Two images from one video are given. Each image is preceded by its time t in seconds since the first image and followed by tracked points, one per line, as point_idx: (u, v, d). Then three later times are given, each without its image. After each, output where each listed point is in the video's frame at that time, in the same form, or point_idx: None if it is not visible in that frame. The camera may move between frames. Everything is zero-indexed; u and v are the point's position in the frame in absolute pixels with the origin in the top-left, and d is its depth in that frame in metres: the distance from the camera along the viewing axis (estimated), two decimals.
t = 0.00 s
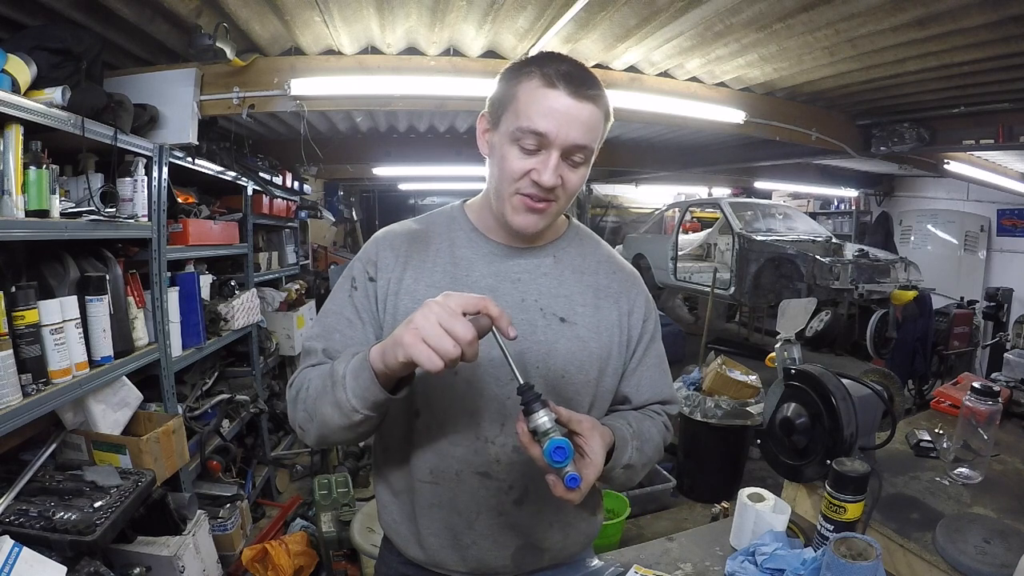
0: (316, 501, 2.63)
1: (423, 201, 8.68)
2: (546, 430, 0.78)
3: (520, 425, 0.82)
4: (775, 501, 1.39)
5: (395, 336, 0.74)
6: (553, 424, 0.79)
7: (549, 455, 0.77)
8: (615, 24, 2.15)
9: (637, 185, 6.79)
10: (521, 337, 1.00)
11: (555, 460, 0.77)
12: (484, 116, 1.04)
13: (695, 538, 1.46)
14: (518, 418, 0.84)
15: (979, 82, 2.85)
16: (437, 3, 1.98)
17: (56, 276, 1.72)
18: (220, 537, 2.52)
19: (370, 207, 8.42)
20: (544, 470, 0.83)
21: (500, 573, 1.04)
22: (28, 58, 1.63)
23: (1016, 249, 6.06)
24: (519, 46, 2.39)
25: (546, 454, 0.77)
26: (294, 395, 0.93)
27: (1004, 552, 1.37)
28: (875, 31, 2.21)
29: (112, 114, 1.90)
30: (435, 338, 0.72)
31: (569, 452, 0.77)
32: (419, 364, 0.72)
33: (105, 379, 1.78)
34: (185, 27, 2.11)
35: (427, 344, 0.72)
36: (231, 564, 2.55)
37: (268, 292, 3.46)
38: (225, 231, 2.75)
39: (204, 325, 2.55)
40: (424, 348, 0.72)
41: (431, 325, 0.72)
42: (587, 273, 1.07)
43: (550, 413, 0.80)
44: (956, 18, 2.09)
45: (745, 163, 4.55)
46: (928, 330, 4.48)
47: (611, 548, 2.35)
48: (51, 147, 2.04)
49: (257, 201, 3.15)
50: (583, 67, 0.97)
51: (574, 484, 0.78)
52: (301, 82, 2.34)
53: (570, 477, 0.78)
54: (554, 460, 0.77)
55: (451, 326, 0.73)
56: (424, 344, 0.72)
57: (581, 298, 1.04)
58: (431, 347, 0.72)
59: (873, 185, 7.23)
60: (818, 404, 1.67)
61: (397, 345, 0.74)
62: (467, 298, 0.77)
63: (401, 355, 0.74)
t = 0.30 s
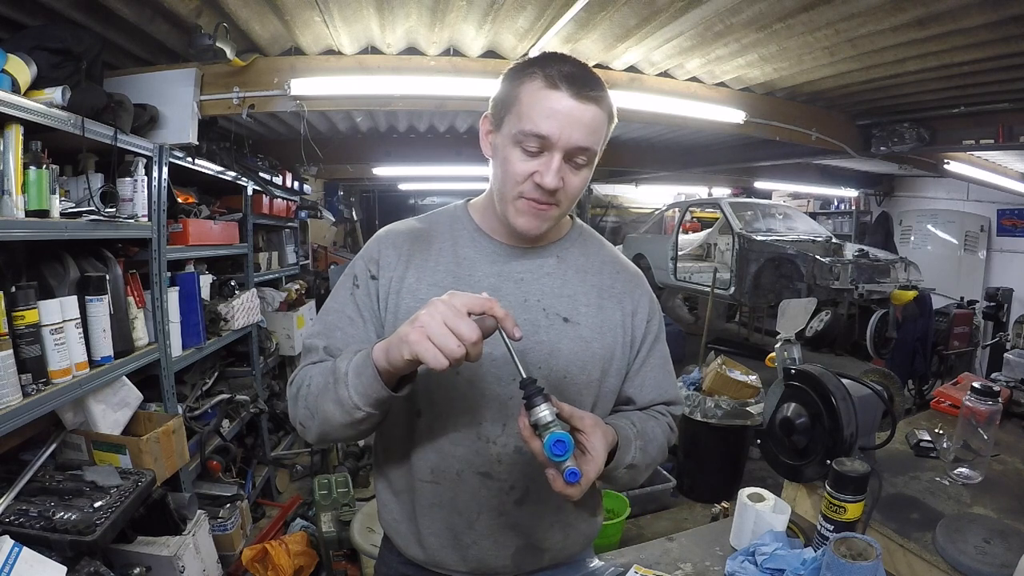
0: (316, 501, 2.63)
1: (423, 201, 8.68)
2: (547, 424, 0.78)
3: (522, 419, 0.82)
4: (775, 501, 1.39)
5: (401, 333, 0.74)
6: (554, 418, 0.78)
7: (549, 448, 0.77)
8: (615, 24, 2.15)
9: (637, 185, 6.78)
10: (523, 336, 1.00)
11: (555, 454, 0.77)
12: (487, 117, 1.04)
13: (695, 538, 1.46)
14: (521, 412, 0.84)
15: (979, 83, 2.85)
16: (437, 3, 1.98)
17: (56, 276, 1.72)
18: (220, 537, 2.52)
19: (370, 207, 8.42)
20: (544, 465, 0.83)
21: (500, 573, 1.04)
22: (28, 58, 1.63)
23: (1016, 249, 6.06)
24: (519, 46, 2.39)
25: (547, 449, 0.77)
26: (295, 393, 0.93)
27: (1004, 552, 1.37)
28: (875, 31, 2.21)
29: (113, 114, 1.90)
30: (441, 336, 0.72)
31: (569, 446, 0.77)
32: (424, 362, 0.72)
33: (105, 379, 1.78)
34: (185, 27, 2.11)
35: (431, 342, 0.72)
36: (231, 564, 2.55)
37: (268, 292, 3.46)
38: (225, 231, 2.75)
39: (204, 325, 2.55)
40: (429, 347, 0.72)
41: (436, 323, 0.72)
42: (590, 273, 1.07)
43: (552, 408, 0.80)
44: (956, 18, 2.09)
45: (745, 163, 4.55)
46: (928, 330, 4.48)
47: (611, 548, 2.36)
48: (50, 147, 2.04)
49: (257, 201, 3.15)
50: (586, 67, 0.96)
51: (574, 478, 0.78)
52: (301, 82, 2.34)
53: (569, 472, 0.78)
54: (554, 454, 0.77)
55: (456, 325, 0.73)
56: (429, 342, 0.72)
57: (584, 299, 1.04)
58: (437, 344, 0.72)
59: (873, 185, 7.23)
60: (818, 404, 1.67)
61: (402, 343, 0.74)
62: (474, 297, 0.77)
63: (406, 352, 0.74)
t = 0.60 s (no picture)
0: (316, 501, 2.63)
1: (423, 201, 8.68)
2: (548, 428, 0.78)
3: (522, 425, 0.82)
4: (775, 502, 1.39)
5: (413, 341, 0.75)
6: (555, 422, 0.79)
7: (551, 452, 0.77)
8: (615, 24, 2.15)
9: (637, 185, 6.78)
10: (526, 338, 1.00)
11: (557, 458, 0.77)
12: (492, 117, 1.04)
13: (695, 538, 1.46)
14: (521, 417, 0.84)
15: (979, 83, 2.85)
16: (437, 3, 1.98)
17: (56, 276, 1.72)
18: (220, 537, 2.52)
19: (370, 207, 8.43)
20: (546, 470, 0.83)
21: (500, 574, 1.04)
22: (28, 58, 1.63)
23: (1016, 249, 6.06)
24: (519, 46, 2.39)
25: (548, 454, 0.77)
26: (300, 396, 0.92)
27: (1004, 552, 1.37)
28: (875, 31, 2.21)
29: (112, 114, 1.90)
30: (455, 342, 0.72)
31: (571, 450, 0.78)
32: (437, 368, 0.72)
33: (105, 379, 1.78)
34: (185, 27, 2.11)
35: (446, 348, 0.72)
36: (231, 564, 2.55)
37: (268, 292, 3.46)
38: (225, 231, 2.75)
39: (204, 325, 2.55)
40: (443, 353, 0.72)
41: (449, 330, 0.72)
42: (594, 275, 1.07)
43: (553, 411, 0.80)
44: (956, 18, 2.09)
45: (745, 163, 4.55)
46: (928, 330, 4.49)
47: (611, 548, 2.36)
48: (50, 147, 2.04)
49: (257, 201, 3.15)
50: (593, 70, 0.96)
51: (577, 483, 0.78)
52: (301, 82, 2.34)
53: (572, 477, 0.78)
54: (556, 458, 0.77)
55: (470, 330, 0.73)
56: (442, 349, 0.72)
57: (588, 301, 1.04)
58: (450, 350, 0.72)
59: (873, 185, 7.24)
60: (818, 404, 1.67)
61: (414, 350, 0.74)
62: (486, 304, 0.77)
63: (419, 359, 0.74)
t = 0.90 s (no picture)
0: (316, 501, 2.63)
1: (423, 201, 8.67)
2: (551, 437, 0.77)
3: (525, 431, 0.81)
4: (775, 502, 1.38)
5: (425, 389, 0.74)
6: (558, 431, 0.78)
7: (553, 463, 0.76)
8: (615, 24, 2.15)
9: (637, 185, 6.78)
10: (527, 340, 1.00)
11: (560, 468, 0.76)
12: (495, 115, 1.04)
13: (696, 538, 1.46)
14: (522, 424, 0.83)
15: (979, 83, 2.85)
16: (437, 3, 1.98)
17: (56, 277, 1.72)
18: (220, 537, 2.52)
19: (370, 207, 8.43)
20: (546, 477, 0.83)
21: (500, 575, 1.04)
22: (28, 58, 1.63)
23: (1016, 249, 6.06)
24: (519, 46, 2.39)
25: (551, 464, 0.76)
26: (303, 404, 0.92)
27: (1004, 552, 1.37)
28: (875, 31, 2.21)
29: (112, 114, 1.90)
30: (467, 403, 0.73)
31: (573, 460, 0.77)
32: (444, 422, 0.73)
33: (105, 380, 1.78)
34: (185, 27, 2.11)
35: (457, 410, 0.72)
36: (231, 564, 2.55)
37: (268, 292, 3.47)
38: (225, 231, 2.75)
39: (204, 325, 2.55)
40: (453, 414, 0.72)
41: (465, 390, 0.73)
42: (595, 276, 1.07)
43: (556, 422, 0.79)
44: (956, 18, 2.09)
45: (745, 163, 4.55)
46: (928, 330, 4.49)
47: (611, 548, 2.36)
48: (50, 147, 2.04)
49: (257, 201, 3.15)
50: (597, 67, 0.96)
51: (578, 493, 0.78)
52: (301, 82, 2.34)
53: (573, 486, 0.78)
54: (559, 469, 0.76)
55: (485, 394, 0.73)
56: (452, 408, 0.73)
57: (589, 302, 1.04)
58: (460, 413, 0.72)
59: (873, 185, 7.24)
60: (818, 404, 1.67)
61: (424, 402, 0.74)
62: (505, 369, 0.76)
63: (428, 413, 0.74)
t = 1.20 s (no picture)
0: (316, 501, 2.63)
1: (423, 201, 8.67)
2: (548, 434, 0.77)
3: (523, 428, 0.82)
4: (775, 502, 1.39)
5: (419, 379, 0.75)
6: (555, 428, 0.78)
7: (548, 460, 0.76)
8: (615, 24, 2.15)
9: (637, 185, 6.78)
10: (526, 340, 1.00)
11: (555, 465, 0.76)
12: (494, 115, 1.04)
13: (696, 538, 1.46)
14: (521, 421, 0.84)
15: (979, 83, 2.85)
16: (437, 3, 1.98)
17: (56, 276, 1.72)
18: (220, 537, 2.52)
19: (370, 207, 8.43)
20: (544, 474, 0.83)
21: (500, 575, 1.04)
22: (28, 58, 1.63)
23: (1016, 249, 6.06)
24: (519, 46, 2.39)
25: (546, 460, 0.77)
26: (302, 404, 0.92)
27: (1004, 552, 1.37)
28: (875, 31, 2.21)
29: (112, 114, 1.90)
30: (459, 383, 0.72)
31: (569, 457, 0.76)
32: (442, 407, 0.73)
33: (105, 379, 1.78)
34: (185, 27, 2.11)
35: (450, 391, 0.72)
36: (231, 564, 2.55)
37: (268, 292, 3.47)
38: (225, 231, 2.75)
39: (204, 325, 2.55)
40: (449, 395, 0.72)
41: (455, 371, 0.72)
42: (594, 276, 1.07)
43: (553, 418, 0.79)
44: (956, 18, 2.09)
45: (745, 163, 4.55)
46: (928, 330, 4.49)
47: (611, 548, 2.36)
48: (50, 147, 2.04)
49: (257, 201, 3.15)
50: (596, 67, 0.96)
51: (573, 491, 0.78)
52: (301, 82, 2.34)
53: (568, 484, 0.78)
54: (554, 466, 0.76)
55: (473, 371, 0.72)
56: (446, 388, 0.72)
57: (588, 302, 1.04)
58: (454, 393, 0.72)
59: (873, 185, 7.24)
60: (818, 404, 1.67)
61: (420, 386, 0.75)
62: (497, 346, 0.75)
63: (425, 396, 0.74)
